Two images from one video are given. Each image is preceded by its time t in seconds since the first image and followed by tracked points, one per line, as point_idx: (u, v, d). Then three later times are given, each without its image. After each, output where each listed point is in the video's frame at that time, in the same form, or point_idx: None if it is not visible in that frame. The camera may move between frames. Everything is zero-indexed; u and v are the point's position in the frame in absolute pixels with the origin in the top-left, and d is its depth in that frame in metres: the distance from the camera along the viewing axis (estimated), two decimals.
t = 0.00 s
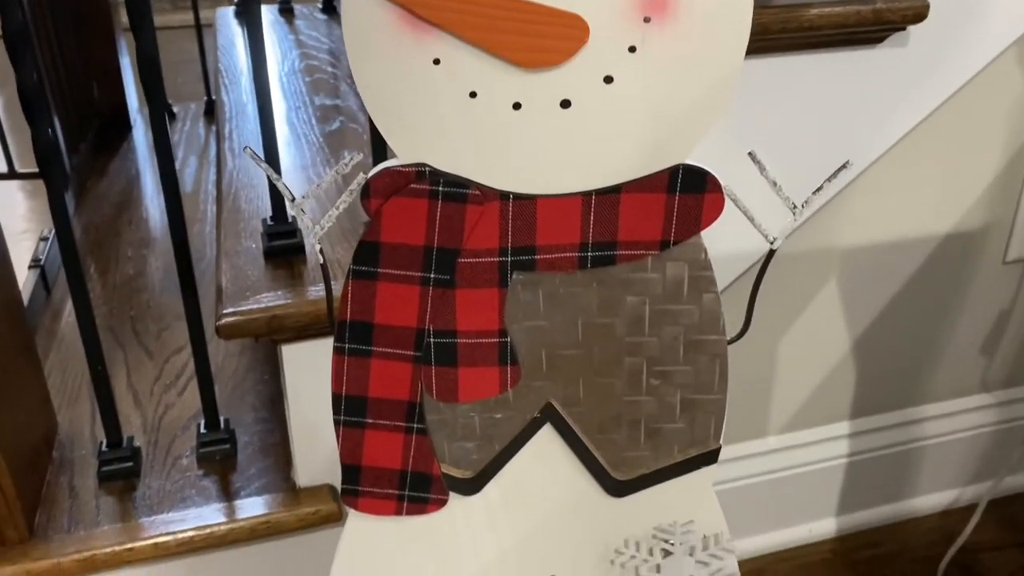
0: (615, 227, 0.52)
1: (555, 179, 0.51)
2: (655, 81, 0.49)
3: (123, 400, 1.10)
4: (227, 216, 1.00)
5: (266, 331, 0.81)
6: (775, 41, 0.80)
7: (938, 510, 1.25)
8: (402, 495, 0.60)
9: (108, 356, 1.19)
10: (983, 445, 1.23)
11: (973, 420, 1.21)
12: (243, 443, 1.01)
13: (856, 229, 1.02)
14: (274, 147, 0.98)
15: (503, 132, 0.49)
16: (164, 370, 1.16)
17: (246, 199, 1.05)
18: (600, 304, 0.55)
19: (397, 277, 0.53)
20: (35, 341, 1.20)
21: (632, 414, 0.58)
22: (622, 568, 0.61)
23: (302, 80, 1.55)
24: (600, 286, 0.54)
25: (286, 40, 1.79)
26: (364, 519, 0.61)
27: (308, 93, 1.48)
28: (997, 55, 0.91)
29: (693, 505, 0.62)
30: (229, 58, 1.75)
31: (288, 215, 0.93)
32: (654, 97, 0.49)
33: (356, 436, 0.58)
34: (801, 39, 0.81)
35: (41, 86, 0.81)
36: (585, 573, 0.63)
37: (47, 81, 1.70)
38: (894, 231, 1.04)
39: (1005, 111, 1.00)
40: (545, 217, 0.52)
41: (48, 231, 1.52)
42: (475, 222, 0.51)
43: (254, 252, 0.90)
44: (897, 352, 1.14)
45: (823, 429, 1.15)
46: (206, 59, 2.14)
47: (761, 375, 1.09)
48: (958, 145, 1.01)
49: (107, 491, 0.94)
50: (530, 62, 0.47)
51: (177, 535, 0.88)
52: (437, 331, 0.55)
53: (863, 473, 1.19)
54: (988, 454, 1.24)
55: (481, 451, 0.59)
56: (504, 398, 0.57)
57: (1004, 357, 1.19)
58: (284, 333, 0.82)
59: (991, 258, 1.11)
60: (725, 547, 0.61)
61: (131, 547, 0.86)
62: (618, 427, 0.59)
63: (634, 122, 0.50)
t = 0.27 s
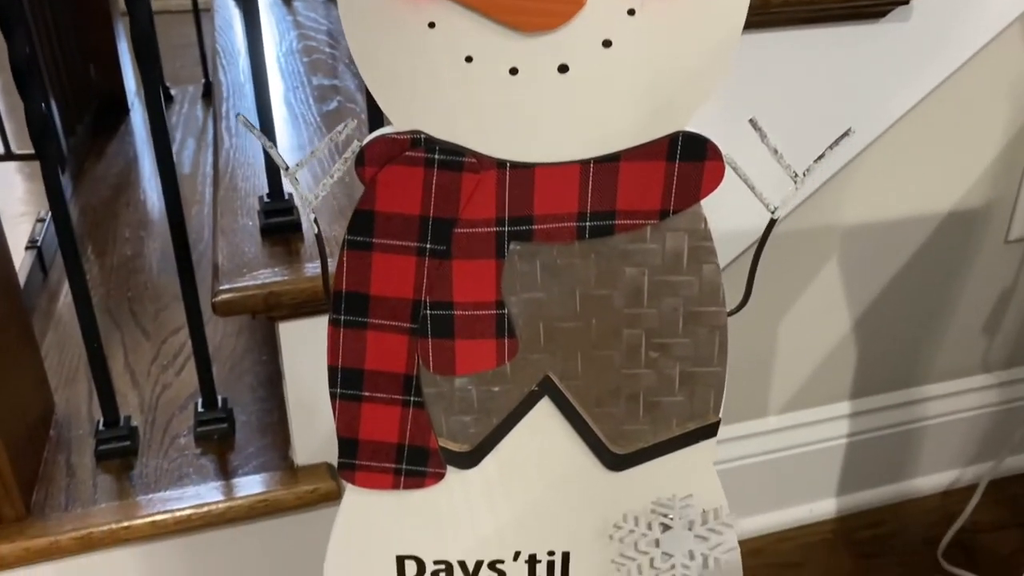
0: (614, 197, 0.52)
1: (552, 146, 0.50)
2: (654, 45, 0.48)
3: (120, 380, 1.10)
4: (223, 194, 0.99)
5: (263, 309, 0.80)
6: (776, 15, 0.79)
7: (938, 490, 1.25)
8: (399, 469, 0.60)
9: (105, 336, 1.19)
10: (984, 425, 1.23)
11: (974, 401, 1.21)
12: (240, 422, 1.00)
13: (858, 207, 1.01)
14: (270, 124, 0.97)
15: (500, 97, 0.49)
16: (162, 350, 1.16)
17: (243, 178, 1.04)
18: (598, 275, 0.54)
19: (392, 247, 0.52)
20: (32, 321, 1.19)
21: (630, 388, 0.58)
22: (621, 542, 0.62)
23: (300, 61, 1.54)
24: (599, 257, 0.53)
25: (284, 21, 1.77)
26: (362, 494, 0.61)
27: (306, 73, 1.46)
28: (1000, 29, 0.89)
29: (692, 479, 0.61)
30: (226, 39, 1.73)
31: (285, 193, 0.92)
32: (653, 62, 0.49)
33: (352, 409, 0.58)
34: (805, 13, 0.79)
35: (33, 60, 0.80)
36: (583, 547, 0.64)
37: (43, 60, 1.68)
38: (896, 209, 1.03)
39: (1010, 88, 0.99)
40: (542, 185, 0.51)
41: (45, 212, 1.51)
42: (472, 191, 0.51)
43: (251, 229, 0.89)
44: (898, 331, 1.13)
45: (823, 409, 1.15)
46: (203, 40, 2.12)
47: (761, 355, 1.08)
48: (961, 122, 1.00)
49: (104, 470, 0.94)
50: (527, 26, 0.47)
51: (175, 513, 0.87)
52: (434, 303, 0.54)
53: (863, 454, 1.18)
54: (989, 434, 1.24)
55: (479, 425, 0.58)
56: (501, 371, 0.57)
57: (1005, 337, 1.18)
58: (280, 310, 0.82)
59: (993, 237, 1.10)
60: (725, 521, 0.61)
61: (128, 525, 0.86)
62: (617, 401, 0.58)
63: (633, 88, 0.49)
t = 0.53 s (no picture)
0: (615, 159, 0.51)
1: (553, 107, 0.50)
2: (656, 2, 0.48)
3: (117, 358, 1.09)
4: (221, 169, 0.98)
5: (261, 283, 0.79)
6: None
7: (941, 469, 1.24)
8: (398, 440, 0.59)
9: (102, 314, 1.18)
10: (987, 404, 1.22)
11: (977, 379, 1.20)
12: (239, 399, 1.00)
13: (863, 182, 1.00)
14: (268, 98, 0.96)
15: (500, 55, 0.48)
16: (160, 329, 1.15)
17: (240, 153, 1.03)
18: (599, 241, 0.53)
19: (389, 213, 0.52)
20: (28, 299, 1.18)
21: (631, 358, 0.57)
22: (622, 514, 0.62)
23: (298, 39, 1.52)
24: (599, 222, 0.53)
25: None
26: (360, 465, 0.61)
27: (304, 51, 1.44)
28: None
29: (694, 450, 0.61)
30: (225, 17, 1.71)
31: (282, 167, 0.90)
32: (654, 20, 0.48)
33: (349, 378, 0.57)
34: None
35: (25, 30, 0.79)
36: (583, 521, 0.63)
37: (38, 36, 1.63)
38: (900, 184, 1.02)
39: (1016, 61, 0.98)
40: (542, 148, 0.51)
41: (42, 192, 1.49)
42: (470, 154, 0.51)
43: (248, 203, 0.88)
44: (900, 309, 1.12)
45: (826, 388, 1.14)
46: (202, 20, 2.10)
47: (763, 331, 1.07)
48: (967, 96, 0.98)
49: (101, 446, 0.93)
50: None
51: (173, 489, 0.87)
52: (432, 270, 0.53)
53: (865, 432, 1.18)
54: (992, 413, 1.23)
55: (478, 395, 0.58)
56: (501, 340, 0.56)
57: (1009, 315, 1.17)
58: (278, 284, 0.81)
59: (998, 213, 1.09)
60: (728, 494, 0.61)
61: (125, 501, 0.86)
62: (617, 371, 0.58)
63: (634, 47, 0.49)
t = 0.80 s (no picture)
0: (614, 134, 0.51)
1: (551, 80, 0.49)
2: None
3: (115, 341, 1.08)
4: (217, 149, 0.97)
5: (258, 264, 0.79)
6: None
7: (941, 452, 1.24)
8: (395, 420, 0.59)
9: (99, 297, 1.17)
10: (989, 387, 1.22)
11: (978, 361, 1.19)
12: (237, 382, 0.99)
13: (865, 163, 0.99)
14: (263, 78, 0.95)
15: (497, 27, 0.48)
16: (157, 312, 1.14)
17: (237, 134, 1.02)
18: (597, 218, 0.53)
19: (385, 189, 0.51)
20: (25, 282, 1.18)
21: (630, 337, 0.57)
22: (621, 494, 0.62)
23: (296, 19, 1.50)
24: (598, 198, 0.52)
25: None
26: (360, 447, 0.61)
27: (302, 31, 1.43)
28: None
29: (693, 429, 0.60)
30: None
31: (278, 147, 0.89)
32: None
33: (345, 358, 0.57)
34: None
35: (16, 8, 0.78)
36: (581, 502, 0.63)
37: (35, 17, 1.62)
38: (903, 165, 1.01)
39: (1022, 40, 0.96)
40: (539, 123, 0.50)
41: (38, 175, 1.48)
42: (466, 128, 0.50)
43: (244, 185, 0.87)
44: (902, 291, 1.11)
45: (827, 370, 1.13)
46: None
47: (764, 313, 1.07)
48: (971, 75, 0.97)
49: (99, 429, 0.93)
50: None
51: (170, 472, 0.86)
52: (428, 248, 0.53)
53: (866, 414, 1.17)
54: (994, 395, 1.23)
55: (476, 375, 0.57)
56: (499, 319, 0.55)
57: (1011, 297, 1.17)
58: (275, 265, 0.80)
59: (1001, 194, 1.08)
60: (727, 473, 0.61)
61: (122, 483, 0.85)
62: (616, 350, 0.57)
63: (633, 18, 0.48)
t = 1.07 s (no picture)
0: (614, 105, 0.50)
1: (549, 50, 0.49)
2: None
3: (112, 324, 1.08)
4: (213, 129, 0.96)
5: (254, 244, 0.78)
6: None
7: (943, 434, 1.23)
8: (393, 399, 0.58)
9: (96, 280, 1.16)
10: (991, 369, 1.21)
11: (980, 344, 1.19)
12: (235, 364, 0.99)
13: (868, 142, 0.98)
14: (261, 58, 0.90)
15: None
16: (154, 295, 1.14)
17: (233, 115, 1.01)
18: (596, 193, 0.52)
19: (380, 162, 0.51)
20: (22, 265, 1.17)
21: (629, 314, 0.56)
22: (621, 472, 0.62)
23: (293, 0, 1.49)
24: (597, 172, 0.51)
25: None
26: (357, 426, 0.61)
27: (300, 13, 1.41)
28: None
29: (693, 407, 0.60)
30: None
31: (275, 127, 0.88)
32: None
33: (342, 336, 0.56)
34: None
35: None
36: (580, 481, 0.63)
37: None
38: (906, 144, 1.00)
39: None
40: (537, 95, 0.49)
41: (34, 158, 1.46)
42: (463, 101, 0.49)
43: (241, 165, 0.86)
44: (904, 272, 1.11)
45: (828, 352, 1.13)
46: None
47: (765, 295, 1.06)
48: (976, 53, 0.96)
49: (96, 411, 0.92)
50: None
51: (168, 453, 0.86)
52: (425, 223, 0.52)
53: (867, 397, 1.17)
54: (995, 378, 1.22)
55: (474, 353, 0.57)
56: (496, 296, 0.55)
57: (1014, 279, 1.16)
58: (272, 246, 0.79)
59: (1004, 175, 1.07)
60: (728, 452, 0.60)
61: (120, 465, 0.85)
62: (616, 327, 0.57)
63: None
